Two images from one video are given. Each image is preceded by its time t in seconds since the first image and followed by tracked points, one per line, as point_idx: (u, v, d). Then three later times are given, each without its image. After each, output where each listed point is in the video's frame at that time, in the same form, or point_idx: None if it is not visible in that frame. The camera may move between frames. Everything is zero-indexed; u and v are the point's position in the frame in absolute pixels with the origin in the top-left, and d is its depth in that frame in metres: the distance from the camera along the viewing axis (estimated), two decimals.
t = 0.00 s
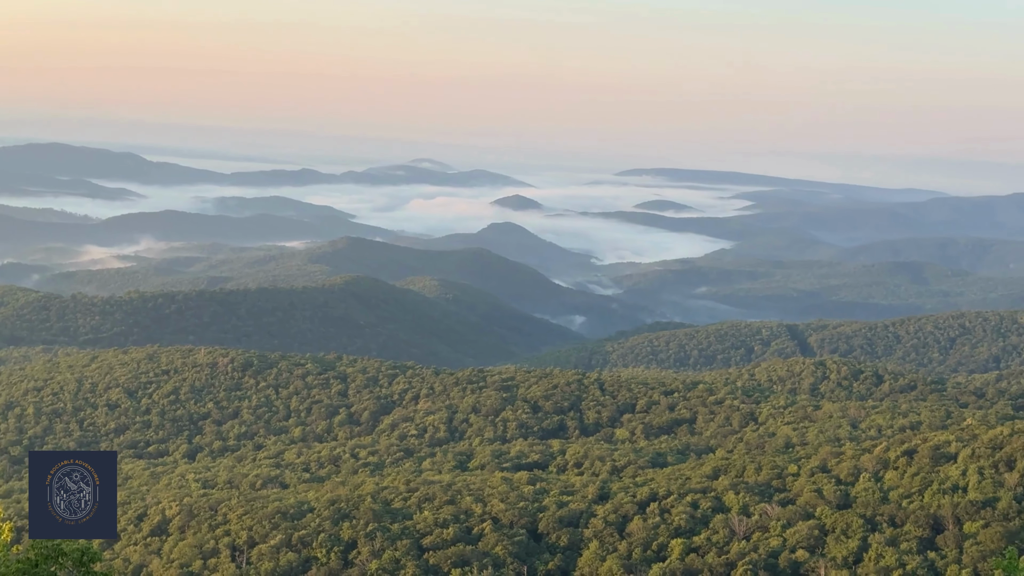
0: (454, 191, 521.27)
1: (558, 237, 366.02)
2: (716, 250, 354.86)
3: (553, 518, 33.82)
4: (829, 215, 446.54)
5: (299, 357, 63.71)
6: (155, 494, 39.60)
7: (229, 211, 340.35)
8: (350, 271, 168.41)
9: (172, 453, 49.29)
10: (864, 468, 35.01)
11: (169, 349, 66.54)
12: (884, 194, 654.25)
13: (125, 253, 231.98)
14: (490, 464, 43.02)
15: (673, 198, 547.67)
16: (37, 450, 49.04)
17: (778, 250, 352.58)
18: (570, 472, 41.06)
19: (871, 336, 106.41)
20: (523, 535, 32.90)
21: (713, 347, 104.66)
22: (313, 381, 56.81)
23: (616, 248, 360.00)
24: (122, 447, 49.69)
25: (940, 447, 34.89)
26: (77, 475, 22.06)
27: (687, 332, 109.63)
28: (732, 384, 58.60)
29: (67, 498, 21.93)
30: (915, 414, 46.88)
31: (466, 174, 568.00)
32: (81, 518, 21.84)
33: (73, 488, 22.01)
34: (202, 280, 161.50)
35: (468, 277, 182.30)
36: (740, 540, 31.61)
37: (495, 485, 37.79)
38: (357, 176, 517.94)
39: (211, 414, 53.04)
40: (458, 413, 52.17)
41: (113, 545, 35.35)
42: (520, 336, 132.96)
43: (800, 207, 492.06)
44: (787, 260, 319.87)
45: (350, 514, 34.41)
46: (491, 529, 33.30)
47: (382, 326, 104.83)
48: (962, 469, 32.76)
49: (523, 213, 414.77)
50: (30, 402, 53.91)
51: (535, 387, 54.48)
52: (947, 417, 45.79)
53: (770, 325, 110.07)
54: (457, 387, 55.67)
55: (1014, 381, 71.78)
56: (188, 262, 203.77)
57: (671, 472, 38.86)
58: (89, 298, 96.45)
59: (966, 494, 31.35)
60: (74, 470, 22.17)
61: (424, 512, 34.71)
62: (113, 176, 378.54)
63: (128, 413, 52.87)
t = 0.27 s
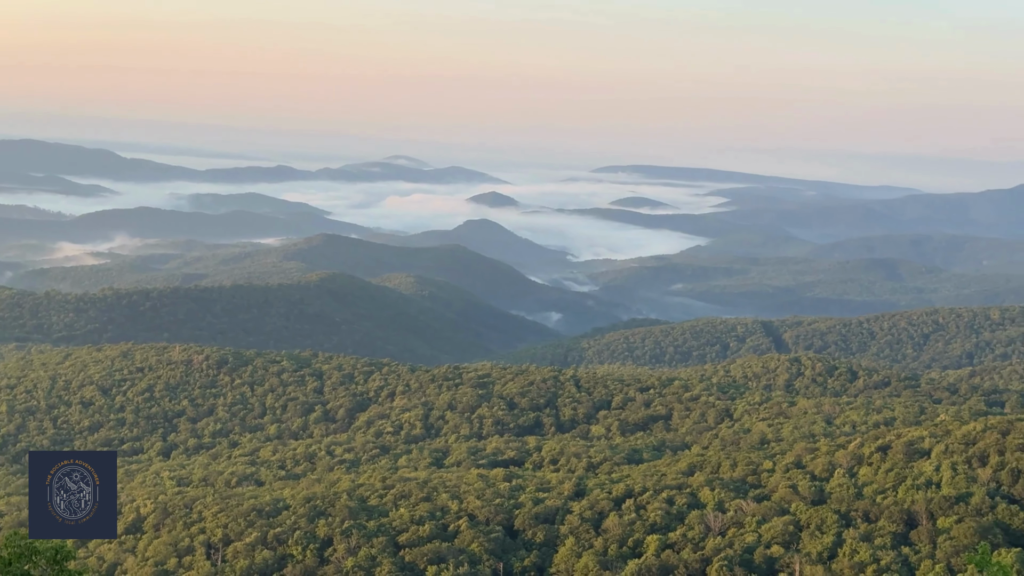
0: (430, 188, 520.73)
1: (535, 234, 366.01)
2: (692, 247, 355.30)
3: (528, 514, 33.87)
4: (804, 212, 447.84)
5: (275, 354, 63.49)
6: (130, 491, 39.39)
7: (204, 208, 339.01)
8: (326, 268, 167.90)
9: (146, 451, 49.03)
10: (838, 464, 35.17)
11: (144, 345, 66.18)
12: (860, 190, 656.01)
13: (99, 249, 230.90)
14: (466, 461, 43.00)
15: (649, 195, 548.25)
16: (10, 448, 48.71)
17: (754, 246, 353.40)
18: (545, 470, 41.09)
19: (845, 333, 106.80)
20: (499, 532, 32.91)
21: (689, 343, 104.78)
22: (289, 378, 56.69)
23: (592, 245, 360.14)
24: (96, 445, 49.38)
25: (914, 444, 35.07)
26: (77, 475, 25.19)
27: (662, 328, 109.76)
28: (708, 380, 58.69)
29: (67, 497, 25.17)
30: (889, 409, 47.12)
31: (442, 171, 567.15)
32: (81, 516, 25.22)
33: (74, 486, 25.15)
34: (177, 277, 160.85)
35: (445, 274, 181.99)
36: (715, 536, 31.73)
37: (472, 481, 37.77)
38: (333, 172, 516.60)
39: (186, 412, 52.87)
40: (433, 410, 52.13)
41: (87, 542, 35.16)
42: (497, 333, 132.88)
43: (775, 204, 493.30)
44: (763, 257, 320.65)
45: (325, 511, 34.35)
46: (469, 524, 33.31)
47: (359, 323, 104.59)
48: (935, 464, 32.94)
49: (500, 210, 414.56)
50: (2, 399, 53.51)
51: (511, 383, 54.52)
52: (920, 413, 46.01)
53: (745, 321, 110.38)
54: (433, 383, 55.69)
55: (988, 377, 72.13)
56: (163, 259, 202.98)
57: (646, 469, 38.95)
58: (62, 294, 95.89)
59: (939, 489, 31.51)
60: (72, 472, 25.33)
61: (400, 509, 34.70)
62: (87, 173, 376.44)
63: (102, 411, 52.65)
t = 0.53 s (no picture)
0: (405, 185, 520.17)
1: (509, 232, 366.04)
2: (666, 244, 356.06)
3: (504, 512, 33.85)
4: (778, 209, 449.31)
5: (251, 352, 63.29)
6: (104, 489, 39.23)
7: (178, 205, 337.63)
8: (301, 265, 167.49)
9: (120, 448, 48.76)
10: (811, 460, 35.30)
11: (118, 343, 65.91)
12: (833, 188, 658.71)
13: (72, 247, 229.58)
14: (442, 459, 42.97)
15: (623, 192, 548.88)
16: None
17: (728, 244, 354.31)
18: (521, 466, 41.10)
19: (819, 329, 107.19)
20: (474, 529, 32.92)
21: (664, 340, 105.00)
22: (263, 376, 56.55)
23: (567, 242, 360.35)
24: (69, 443, 49.12)
25: (888, 439, 35.25)
26: (76, 476, 26.46)
27: (637, 326, 110.00)
28: (683, 377, 58.89)
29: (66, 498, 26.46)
30: (863, 405, 47.34)
31: (417, 168, 566.44)
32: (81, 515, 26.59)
33: (74, 487, 26.40)
34: (151, 274, 160.20)
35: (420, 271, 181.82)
36: (690, 532, 31.81)
37: (447, 478, 37.79)
38: (307, 169, 515.20)
39: (160, 410, 52.64)
40: (408, 407, 52.08)
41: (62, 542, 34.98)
42: (472, 331, 132.93)
43: (749, 201, 494.82)
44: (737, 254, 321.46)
45: (300, 509, 34.27)
46: (445, 522, 33.29)
47: (334, 321, 104.29)
48: (909, 460, 33.11)
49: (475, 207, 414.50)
50: None
51: (487, 380, 54.57)
52: (894, 409, 46.24)
53: (720, 318, 110.68)
54: (409, 381, 55.66)
55: (960, 374, 72.55)
56: (137, 256, 202.07)
57: (622, 465, 39.02)
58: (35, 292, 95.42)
59: (913, 485, 31.68)
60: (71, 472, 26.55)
61: (375, 506, 34.66)
62: (60, 169, 374.22)
63: (75, 409, 52.39)
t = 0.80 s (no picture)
0: (379, 183, 519.23)
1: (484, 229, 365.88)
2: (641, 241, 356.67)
3: (479, 509, 33.82)
4: (752, 206, 450.65)
5: (225, 350, 63.09)
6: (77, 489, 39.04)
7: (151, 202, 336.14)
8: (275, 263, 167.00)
9: (93, 447, 48.50)
10: (785, 457, 35.42)
11: (90, 341, 65.60)
12: (806, 185, 660.92)
13: (45, 245, 228.27)
14: (417, 457, 42.94)
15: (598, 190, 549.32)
16: None
17: (702, 241, 355.03)
18: (497, 464, 41.10)
19: (793, 326, 107.60)
20: (449, 526, 32.90)
21: (638, 338, 105.19)
22: (238, 374, 56.36)
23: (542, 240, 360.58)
24: (42, 441, 48.86)
25: (862, 437, 35.39)
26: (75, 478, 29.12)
27: (611, 323, 110.18)
28: (658, 374, 59.03)
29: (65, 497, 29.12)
30: (836, 403, 47.59)
31: (391, 166, 565.55)
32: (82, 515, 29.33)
33: (74, 487, 28.96)
34: (124, 272, 159.43)
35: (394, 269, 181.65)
36: (664, 529, 31.88)
37: (421, 476, 37.82)
38: (281, 167, 513.70)
39: (134, 408, 52.38)
40: (383, 405, 52.02)
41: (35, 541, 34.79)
42: (447, 328, 132.88)
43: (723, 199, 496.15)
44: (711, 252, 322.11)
45: (275, 507, 34.17)
46: (420, 520, 33.26)
47: (307, 318, 104.04)
48: (882, 457, 33.27)
49: (449, 205, 414.15)
50: None
51: (461, 377, 54.59)
52: (867, 406, 46.45)
53: (695, 316, 110.92)
54: (384, 378, 55.62)
55: (933, 371, 72.93)
56: (110, 254, 201.11)
57: (596, 463, 39.08)
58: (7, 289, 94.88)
59: (886, 481, 31.85)
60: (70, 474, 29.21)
61: (349, 504, 34.59)
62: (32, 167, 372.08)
63: (48, 408, 52.09)
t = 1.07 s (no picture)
0: (353, 181, 517.96)
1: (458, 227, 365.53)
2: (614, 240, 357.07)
3: (453, 508, 33.83)
4: (725, 205, 451.86)
5: (198, 349, 62.83)
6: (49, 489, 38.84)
7: (123, 201, 334.40)
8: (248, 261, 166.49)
9: (65, 447, 48.20)
10: (758, 454, 35.54)
11: (62, 340, 65.24)
12: (779, 184, 662.92)
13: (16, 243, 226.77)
14: (391, 455, 42.90)
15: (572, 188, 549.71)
16: None
17: (675, 239, 355.78)
18: (471, 463, 41.10)
19: (766, 325, 107.99)
20: (423, 525, 32.86)
21: (612, 337, 105.33)
22: (211, 373, 56.12)
23: (515, 238, 360.59)
24: (13, 442, 48.54)
25: (834, 434, 35.54)
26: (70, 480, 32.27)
27: (584, 321, 110.30)
28: (632, 372, 59.15)
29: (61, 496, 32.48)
30: (809, 400, 47.77)
31: (364, 164, 564.30)
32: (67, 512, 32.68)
33: (75, 486, 31.89)
34: (96, 271, 158.59)
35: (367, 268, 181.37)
36: (638, 527, 31.95)
37: (396, 475, 37.81)
38: (254, 165, 511.80)
39: (105, 408, 52.13)
40: (358, 404, 51.95)
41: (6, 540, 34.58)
42: (421, 327, 132.73)
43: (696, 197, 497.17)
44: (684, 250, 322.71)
45: (248, 507, 34.08)
46: (394, 519, 33.26)
47: (281, 318, 103.76)
48: (855, 454, 33.42)
49: (423, 204, 413.80)
50: None
51: (436, 376, 54.57)
52: (839, 404, 46.71)
53: (668, 314, 111.20)
54: (357, 377, 55.51)
55: (904, 369, 73.38)
56: (81, 253, 200.07)
57: (570, 461, 39.11)
58: None
59: (858, 478, 32.02)
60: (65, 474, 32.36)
61: (323, 504, 34.53)
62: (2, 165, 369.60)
63: (19, 407, 51.77)
